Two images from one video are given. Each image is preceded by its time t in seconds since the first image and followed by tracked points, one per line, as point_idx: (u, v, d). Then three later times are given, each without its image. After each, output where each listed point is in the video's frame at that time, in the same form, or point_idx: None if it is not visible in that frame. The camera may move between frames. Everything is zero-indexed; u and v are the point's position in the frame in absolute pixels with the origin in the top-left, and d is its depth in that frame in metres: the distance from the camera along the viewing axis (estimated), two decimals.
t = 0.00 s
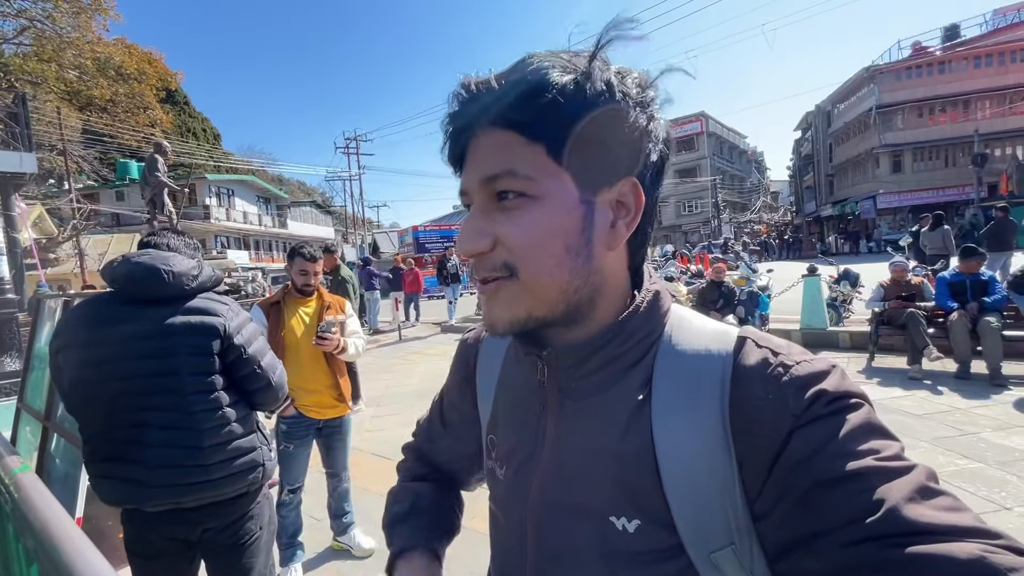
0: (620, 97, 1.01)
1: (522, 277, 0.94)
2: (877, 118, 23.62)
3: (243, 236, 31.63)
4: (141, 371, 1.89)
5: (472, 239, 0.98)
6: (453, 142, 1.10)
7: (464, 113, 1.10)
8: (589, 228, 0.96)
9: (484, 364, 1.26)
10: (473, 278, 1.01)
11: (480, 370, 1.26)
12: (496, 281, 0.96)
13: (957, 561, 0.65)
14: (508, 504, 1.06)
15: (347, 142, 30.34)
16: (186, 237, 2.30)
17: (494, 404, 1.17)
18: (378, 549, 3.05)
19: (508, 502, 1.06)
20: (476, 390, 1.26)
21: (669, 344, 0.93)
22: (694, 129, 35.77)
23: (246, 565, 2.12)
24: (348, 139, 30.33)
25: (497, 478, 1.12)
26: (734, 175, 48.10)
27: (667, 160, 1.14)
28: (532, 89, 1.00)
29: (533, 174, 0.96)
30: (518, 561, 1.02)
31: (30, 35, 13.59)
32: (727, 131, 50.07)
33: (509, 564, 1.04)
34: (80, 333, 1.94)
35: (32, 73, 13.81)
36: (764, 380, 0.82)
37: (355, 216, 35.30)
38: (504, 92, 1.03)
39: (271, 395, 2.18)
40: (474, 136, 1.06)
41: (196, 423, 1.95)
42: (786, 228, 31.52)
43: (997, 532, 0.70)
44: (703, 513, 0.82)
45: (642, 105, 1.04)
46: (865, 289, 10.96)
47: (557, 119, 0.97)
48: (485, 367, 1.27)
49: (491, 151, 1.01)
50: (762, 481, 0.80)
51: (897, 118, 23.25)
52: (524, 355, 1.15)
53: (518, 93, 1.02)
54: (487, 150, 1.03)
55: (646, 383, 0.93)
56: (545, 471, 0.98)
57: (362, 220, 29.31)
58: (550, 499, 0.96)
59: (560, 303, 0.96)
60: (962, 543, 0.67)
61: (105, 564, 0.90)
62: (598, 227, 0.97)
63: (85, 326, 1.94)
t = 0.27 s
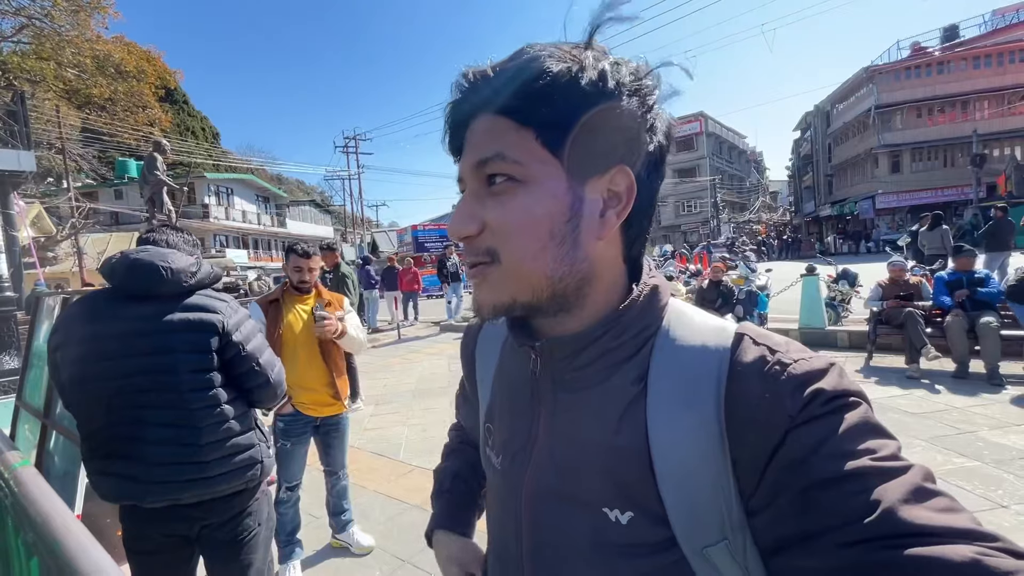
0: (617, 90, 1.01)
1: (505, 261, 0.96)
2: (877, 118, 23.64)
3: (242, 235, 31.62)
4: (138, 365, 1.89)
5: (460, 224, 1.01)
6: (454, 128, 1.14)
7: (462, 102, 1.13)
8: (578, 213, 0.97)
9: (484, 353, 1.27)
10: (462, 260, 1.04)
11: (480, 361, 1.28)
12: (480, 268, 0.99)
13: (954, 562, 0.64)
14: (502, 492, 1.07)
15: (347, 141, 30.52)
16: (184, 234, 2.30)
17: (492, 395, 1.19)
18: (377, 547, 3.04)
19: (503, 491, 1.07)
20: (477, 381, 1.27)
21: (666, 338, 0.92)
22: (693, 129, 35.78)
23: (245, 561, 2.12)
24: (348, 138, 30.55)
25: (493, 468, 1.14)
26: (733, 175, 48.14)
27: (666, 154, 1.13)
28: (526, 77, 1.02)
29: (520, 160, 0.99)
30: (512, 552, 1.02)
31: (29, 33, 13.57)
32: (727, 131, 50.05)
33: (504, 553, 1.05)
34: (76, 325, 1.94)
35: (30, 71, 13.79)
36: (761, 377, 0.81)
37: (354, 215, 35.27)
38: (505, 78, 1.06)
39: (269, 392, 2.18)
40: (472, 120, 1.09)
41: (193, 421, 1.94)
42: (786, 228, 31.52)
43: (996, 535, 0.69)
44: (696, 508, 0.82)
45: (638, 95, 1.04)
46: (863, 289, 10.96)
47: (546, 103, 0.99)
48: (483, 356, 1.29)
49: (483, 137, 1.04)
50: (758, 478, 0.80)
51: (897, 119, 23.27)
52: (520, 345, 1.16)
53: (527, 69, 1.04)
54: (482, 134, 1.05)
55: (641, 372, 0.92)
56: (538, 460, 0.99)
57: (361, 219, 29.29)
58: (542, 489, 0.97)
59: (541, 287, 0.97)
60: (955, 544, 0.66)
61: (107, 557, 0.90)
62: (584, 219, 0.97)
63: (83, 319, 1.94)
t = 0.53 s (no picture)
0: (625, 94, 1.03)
1: (561, 267, 0.96)
2: (880, 118, 23.58)
3: (244, 233, 31.66)
4: (138, 361, 1.89)
5: (507, 226, 0.97)
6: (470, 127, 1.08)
7: (468, 99, 1.10)
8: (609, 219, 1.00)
9: (486, 354, 1.30)
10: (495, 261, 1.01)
11: (483, 359, 1.31)
12: (524, 267, 0.96)
13: (941, 546, 0.63)
14: (505, 488, 1.07)
15: (349, 139, 31.45)
16: (187, 230, 2.30)
17: (495, 391, 1.21)
18: (378, 543, 3.04)
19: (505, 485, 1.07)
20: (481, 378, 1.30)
21: (660, 329, 0.93)
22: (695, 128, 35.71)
23: (247, 557, 2.13)
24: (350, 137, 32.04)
25: (497, 463, 1.15)
26: (736, 175, 48.08)
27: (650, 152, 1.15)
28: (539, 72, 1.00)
29: (575, 158, 0.98)
30: (514, 545, 1.02)
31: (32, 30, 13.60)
32: (729, 130, 49.94)
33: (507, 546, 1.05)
34: (81, 320, 1.94)
35: (33, 68, 13.82)
36: (749, 368, 0.80)
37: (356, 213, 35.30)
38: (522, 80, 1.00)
39: (271, 388, 2.20)
40: (494, 115, 1.04)
41: (196, 417, 1.95)
42: (788, 227, 31.45)
43: (981, 516, 0.68)
44: (689, 498, 0.82)
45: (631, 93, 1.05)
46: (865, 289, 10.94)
47: (585, 108, 0.99)
48: (482, 355, 1.31)
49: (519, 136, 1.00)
50: (750, 469, 0.80)
51: (900, 119, 23.21)
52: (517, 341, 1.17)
53: (515, 79, 1.02)
54: (511, 132, 1.02)
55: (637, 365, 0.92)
56: (537, 453, 0.99)
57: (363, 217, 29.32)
58: (542, 481, 0.96)
59: (580, 289, 0.98)
60: (944, 528, 0.65)
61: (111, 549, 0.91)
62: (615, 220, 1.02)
63: (84, 316, 1.94)
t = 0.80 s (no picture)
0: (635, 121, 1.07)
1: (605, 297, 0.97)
2: (889, 118, 23.39)
3: (250, 230, 31.78)
4: (138, 365, 1.90)
5: (557, 267, 0.94)
6: (489, 152, 1.00)
7: (476, 118, 1.04)
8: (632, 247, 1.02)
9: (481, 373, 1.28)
10: (532, 296, 0.98)
11: (477, 380, 1.29)
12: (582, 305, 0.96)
13: (939, 546, 0.63)
14: (507, 508, 1.06)
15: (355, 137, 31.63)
16: (188, 230, 2.31)
17: (492, 410, 1.20)
18: (379, 545, 3.05)
19: (507, 505, 1.06)
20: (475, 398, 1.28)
21: (657, 341, 0.93)
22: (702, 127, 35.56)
23: (246, 560, 2.14)
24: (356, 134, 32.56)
25: (496, 484, 1.14)
26: (742, 175, 47.86)
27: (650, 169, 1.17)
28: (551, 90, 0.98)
29: (615, 192, 0.98)
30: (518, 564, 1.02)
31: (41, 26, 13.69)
32: (736, 129, 49.69)
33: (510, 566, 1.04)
34: (81, 325, 1.95)
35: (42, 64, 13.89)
36: (743, 374, 0.80)
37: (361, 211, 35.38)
38: (557, 116, 0.95)
39: (271, 391, 2.20)
40: (521, 145, 0.98)
41: (196, 421, 1.96)
42: (794, 228, 31.27)
43: (977, 516, 0.67)
44: (690, 508, 0.81)
45: (631, 112, 1.07)
46: (872, 291, 10.87)
47: (620, 142, 0.99)
48: (480, 373, 1.29)
49: (554, 165, 0.96)
50: (750, 476, 0.78)
51: (910, 119, 23.02)
52: (515, 360, 1.15)
53: (517, 100, 0.99)
54: (546, 163, 0.96)
55: (631, 383, 0.93)
56: (539, 473, 0.98)
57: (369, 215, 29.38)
58: (549, 501, 0.96)
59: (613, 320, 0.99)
60: (944, 528, 0.65)
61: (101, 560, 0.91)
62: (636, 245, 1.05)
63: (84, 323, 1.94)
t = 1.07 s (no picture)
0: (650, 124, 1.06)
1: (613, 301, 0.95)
2: (904, 118, 23.10)
3: (260, 226, 32.01)
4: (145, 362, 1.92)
5: (562, 267, 0.93)
6: (501, 154, 1.00)
7: (485, 119, 1.03)
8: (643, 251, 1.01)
9: (482, 380, 1.26)
10: (539, 298, 0.97)
11: (478, 389, 1.27)
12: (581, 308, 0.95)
13: (948, 552, 0.63)
14: (513, 516, 1.05)
15: (365, 133, 31.69)
16: (196, 227, 2.33)
17: (493, 416, 1.19)
18: (384, 543, 3.06)
19: (511, 514, 1.05)
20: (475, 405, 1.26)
21: (664, 348, 0.92)
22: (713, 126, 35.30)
23: (252, 558, 2.15)
24: (366, 131, 31.85)
25: (499, 491, 1.13)
26: (753, 174, 47.50)
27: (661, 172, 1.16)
28: (561, 93, 0.96)
29: (625, 194, 0.96)
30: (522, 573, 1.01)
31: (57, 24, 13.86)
32: (748, 128, 49.26)
33: None
34: (89, 322, 1.97)
35: (58, 60, 14.10)
36: (750, 379, 0.80)
37: (370, 208, 35.52)
38: (565, 109, 0.95)
39: (278, 389, 2.22)
40: (528, 144, 0.97)
41: (202, 419, 1.97)
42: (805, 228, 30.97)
43: (987, 524, 0.67)
44: (698, 514, 0.81)
45: (643, 113, 1.05)
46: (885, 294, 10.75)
47: (631, 143, 0.98)
48: (481, 378, 1.27)
49: (563, 168, 0.96)
50: (759, 482, 0.78)
51: (925, 119, 22.72)
52: (523, 367, 1.14)
53: (529, 101, 0.97)
54: (551, 162, 0.96)
55: (636, 386, 0.93)
56: (546, 479, 0.98)
57: (378, 212, 29.47)
58: (555, 509, 0.95)
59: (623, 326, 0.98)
60: (956, 535, 0.65)
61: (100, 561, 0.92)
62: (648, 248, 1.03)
63: (94, 317, 1.97)
